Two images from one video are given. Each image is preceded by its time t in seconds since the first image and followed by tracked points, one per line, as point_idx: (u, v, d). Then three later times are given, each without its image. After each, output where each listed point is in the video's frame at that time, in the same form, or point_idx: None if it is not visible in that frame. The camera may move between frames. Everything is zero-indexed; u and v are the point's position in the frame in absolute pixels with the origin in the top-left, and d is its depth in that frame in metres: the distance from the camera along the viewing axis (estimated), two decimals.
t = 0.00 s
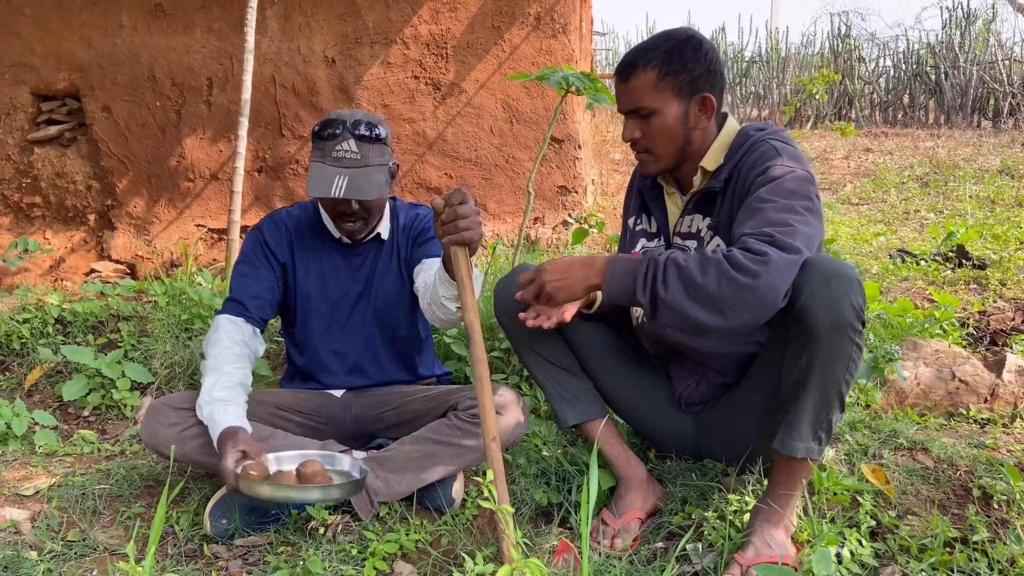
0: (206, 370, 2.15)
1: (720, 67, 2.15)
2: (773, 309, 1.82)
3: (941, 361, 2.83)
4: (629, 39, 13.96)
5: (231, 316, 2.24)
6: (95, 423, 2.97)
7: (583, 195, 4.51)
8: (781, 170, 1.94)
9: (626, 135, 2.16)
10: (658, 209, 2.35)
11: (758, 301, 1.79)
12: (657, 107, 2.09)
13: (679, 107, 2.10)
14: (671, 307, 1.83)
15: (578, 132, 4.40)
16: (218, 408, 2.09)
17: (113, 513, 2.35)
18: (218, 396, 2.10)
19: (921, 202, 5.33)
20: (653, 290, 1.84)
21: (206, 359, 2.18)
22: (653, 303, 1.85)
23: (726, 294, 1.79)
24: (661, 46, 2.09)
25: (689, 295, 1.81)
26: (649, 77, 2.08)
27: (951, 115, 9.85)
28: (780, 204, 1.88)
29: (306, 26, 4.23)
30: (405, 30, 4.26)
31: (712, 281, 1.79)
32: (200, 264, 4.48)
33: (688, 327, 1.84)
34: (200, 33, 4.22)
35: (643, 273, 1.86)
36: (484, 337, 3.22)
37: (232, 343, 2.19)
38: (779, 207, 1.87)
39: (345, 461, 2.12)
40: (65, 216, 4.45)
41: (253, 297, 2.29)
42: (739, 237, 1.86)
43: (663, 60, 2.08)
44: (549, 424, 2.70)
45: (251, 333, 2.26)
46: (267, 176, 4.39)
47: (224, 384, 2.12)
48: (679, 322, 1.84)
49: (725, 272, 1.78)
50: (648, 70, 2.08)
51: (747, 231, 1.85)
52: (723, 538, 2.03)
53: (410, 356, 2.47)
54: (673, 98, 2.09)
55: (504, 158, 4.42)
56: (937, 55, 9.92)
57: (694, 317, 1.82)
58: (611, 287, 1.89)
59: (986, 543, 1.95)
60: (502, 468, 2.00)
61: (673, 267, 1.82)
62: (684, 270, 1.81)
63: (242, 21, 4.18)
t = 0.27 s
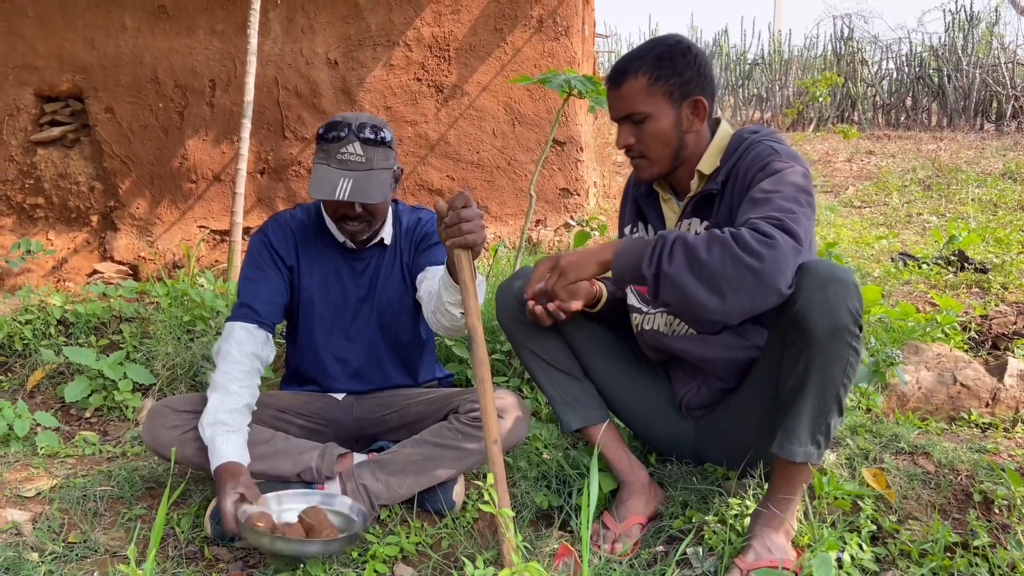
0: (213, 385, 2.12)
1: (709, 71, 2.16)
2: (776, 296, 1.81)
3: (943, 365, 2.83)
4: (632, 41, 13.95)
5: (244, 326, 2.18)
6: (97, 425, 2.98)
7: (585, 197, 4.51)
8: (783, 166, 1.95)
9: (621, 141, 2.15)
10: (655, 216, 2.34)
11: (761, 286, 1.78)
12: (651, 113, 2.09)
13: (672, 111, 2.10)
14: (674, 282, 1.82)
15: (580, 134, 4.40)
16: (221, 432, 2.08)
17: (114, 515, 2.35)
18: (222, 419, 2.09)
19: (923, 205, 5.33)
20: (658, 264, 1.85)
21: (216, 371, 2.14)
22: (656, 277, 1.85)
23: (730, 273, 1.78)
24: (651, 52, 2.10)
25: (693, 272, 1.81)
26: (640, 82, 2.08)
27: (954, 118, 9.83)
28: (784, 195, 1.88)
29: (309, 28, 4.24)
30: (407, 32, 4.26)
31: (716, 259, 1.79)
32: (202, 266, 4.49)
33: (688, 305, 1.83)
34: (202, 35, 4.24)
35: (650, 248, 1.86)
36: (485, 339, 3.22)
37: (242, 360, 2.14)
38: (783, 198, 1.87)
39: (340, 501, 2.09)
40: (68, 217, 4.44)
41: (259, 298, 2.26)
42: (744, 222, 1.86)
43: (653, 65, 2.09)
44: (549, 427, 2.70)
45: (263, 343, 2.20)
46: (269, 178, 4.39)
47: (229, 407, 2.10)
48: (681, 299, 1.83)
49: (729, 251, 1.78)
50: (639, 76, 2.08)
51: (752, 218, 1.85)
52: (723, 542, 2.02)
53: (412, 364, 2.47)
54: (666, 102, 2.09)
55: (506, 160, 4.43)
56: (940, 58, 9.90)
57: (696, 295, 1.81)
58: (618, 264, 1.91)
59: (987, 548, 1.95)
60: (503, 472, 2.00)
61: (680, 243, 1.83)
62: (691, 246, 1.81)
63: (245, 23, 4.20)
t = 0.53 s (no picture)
0: (225, 413, 2.06)
1: (703, 75, 2.16)
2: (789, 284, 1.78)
3: (944, 368, 2.82)
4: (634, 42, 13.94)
5: (248, 345, 2.11)
6: (98, 426, 2.99)
7: (587, 199, 4.51)
8: (782, 161, 1.95)
9: (618, 146, 2.15)
10: (654, 221, 2.34)
11: (776, 275, 1.75)
12: (647, 117, 2.08)
13: (668, 116, 2.10)
14: (686, 277, 1.79)
15: (582, 136, 4.40)
16: (238, 459, 2.00)
17: (115, 516, 2.36)
18: (238, 446, 2.01)
19: (925, 207, 5.32)
20: (669, 260, 1.82)
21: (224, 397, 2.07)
22: (668, 274, 1.82)
23: (742, 263, 1.76)
24: (644, 57, 2.10)
25: (705, 265, 1.79)
26: (636, 88, 2.08)
27: (957, 119, 9.80)
28: (786, 188, 1.87)
29: (311, 29, 4.24)
30: (409, 34, 4.27)
31: (728, 250, 1.77)
32: (204, 267, 4.50)
33: (702, 298, 1.80)
34: (205, 37, 4.25)
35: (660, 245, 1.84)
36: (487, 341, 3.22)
37: (251, 381, 2.08)
38: (785, 190, 1.87)
39: (365, 525, 2.06)
40: (70, 218, 4.45)
41: (263, 316, 2.19)
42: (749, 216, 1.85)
43: (648, 69, 2.09)
44: (550, 430, 2.70)
45: (270, 360, 2.14)
46: (271, 179, 4.40)
47: (244, 431, 2.03)
48: (694, 294, 1.80)
49: (740, 241, 1.76)
50: (635, 81, 2.08)
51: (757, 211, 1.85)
52: (723, 545, 2.03)
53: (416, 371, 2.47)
54: (661, 107, 2.09)
55: (507, 162, 4.43)
56: (943, 60, 9.87)
57: (710, 288, 1.78)
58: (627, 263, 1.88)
59: (987, 552, 1.94)
60: (505, 475, 2.00)
61: (690, 238, 1.81)
62: (701, 240, 1.79)
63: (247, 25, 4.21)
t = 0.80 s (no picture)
0: (234, 442, 2.02)
1: (705, 78, 2.16)
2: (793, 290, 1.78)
3: (948, 370, 2.82)
4: (637, 42, 13.92)
5: (254, 368, 2.07)
6: (102, 428, 2.99)
7: (590, 200, 4.51)
8: (784, 166, 1.95)
9: (619, 150, 2.15)
10: (657, 224, 2.34)
11: (780, 281, 1.75)
12: (648, 121, 2.08)
13: (669, 118, 2.10)
14: (690, 277, 1.79)
15: (585, 137, 4.40)
16: (252, 488, 1.97)
17: (119, 519, 2.36)
18: (250, 476, 1.98)
19: (929, 208, 5.31)
20: (673, 259, 1.82)
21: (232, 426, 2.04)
22: (672, 273, 1.82)
23: (747, 267, 1.75)
24: (645, 61, 2.09)
25: (709, 267, 1.78)
26: (637, 91, 2.08)
27: (960, 120, 9.78)
28: (790, 193, 1.87)
29: (314, 31, 4.24)
30: (412, 35, 4.27)
31: (733, 253, 1.76)
32: (207, 268, 4.50)
33: (704, 300, 1.79)
34: (208, 38, 4.25)
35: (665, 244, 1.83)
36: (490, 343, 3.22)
37: (258, 406, 2.05)
38: (789, 196, 1.86)
39: (383, 556, 1.97)
40: (73, 219, 4.46)
41: (269, 335, 2.13)
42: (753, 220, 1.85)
43: (649, 73, 2.08)
44: (554, 432, 2.70)
45: (275, 380, 2.10)
46: (274, 180, 4.40)
47: (256, 458, 2.00)
48: (697, 295, 1.80)
49: (746, 245, 1.75)
50: (635, 84, 2.08)
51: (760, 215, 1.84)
52: (728, 548, 2.02)
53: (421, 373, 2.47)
54: (663, 111, 2.08)
55: (510, 163, 4.43)
56: (946, 60, 9.85)
57: (712, 290, 1.78)
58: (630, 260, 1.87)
59: (992, 555, 1.94)
60: (511, 476, 2.00)
61: (696, 239, 1.80)
62: (706, 242, 1.79)
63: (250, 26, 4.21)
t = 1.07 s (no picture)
0: (237, 458, 2.01)
1: (709, 82, 2.16)
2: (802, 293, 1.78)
3: (951, 371, 2.82)
4: (638, 42, 13.91)
5: (258, 381, 2.07)
6: (106, 429, 3.00)
7: (592, 200, 4.51)
8: (791, 169, 1.95)
9: (621, 152, 2.15)
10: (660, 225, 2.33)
11: (790, 284, 1.75)
12: (650, 124, 2.08)
13: (670, 122, 2.09)
14: (700, 277, 1.79)
15: (587, 137, 4.40)
16: (257, 506, 1.97)
17: (123, 520, 2.36)
18: (254, 493, 1.98)
19: (931, 208, 5.30)
20: (682, 258, 1.82)
21: (234, 441, 2.03)
22: (681, 272, 1.83)
23: (756, 268, 1.75)
24: (648, 63, 2.09)
25: (718, 267, 1.79)
26: (639, 94, 2.08)
27: (962, 119, 9.75)
28: (797, 196, 1.87)
29: (316, 31, 4.25)
30: (414, 35, 4.27)
31: (743, 254, 1.76)
32: (210, 269, 4.51)
33: (713, 300, 1.80)
34: (210, 39, 4.25)
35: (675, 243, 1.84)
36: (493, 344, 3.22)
37: (260, 421, 2.05)
38: (797, 199, 1.86)
39: None
40: (76, 220, 4.46)
41: (271, 347, 2.12)
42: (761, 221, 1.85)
43: (651, 75, 2.08)
44: (557, 433, 2.70)
45: (277, 393, 2.11)
46: (277, 181, 4.41)
47: (260, 475, 2.00)
48: (706, 295, 1.80)
49: (756, 246, 1.75)
50: (638, 87, 2.08)
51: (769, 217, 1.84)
52: (731, 549, 2.02)
53: (425, 377, 2.47)
54: (665, 114, 2.08)
55: (512, 164, 4.43)
56: (948, 59, 9.83)
57: (721, 290, 1.78)
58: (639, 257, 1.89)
59: (996, 557, 1.94)
60: (513, 477, 1.99)
61: (706, 238, 1.81)
62: (716, 242, 1.79)
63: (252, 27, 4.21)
